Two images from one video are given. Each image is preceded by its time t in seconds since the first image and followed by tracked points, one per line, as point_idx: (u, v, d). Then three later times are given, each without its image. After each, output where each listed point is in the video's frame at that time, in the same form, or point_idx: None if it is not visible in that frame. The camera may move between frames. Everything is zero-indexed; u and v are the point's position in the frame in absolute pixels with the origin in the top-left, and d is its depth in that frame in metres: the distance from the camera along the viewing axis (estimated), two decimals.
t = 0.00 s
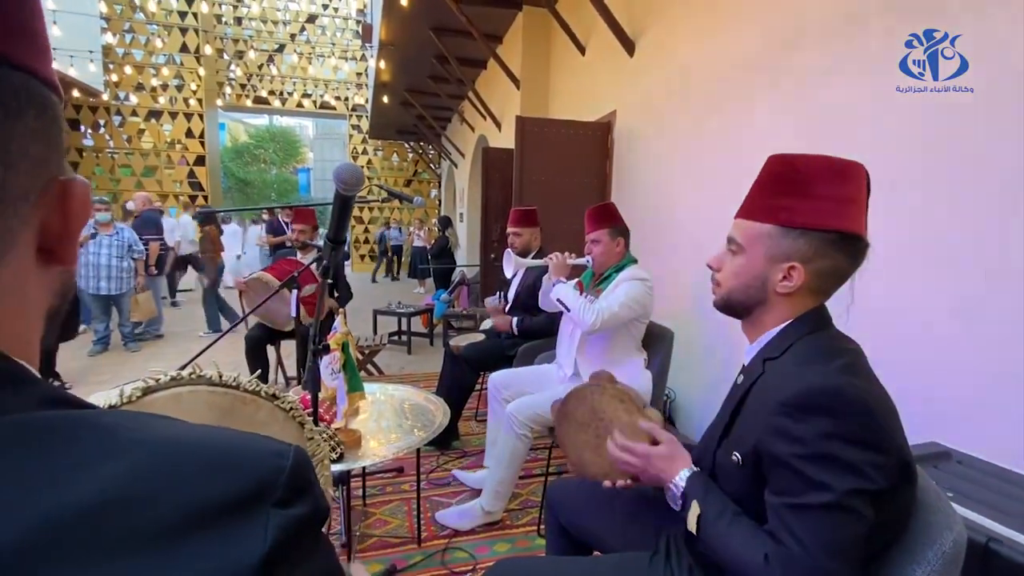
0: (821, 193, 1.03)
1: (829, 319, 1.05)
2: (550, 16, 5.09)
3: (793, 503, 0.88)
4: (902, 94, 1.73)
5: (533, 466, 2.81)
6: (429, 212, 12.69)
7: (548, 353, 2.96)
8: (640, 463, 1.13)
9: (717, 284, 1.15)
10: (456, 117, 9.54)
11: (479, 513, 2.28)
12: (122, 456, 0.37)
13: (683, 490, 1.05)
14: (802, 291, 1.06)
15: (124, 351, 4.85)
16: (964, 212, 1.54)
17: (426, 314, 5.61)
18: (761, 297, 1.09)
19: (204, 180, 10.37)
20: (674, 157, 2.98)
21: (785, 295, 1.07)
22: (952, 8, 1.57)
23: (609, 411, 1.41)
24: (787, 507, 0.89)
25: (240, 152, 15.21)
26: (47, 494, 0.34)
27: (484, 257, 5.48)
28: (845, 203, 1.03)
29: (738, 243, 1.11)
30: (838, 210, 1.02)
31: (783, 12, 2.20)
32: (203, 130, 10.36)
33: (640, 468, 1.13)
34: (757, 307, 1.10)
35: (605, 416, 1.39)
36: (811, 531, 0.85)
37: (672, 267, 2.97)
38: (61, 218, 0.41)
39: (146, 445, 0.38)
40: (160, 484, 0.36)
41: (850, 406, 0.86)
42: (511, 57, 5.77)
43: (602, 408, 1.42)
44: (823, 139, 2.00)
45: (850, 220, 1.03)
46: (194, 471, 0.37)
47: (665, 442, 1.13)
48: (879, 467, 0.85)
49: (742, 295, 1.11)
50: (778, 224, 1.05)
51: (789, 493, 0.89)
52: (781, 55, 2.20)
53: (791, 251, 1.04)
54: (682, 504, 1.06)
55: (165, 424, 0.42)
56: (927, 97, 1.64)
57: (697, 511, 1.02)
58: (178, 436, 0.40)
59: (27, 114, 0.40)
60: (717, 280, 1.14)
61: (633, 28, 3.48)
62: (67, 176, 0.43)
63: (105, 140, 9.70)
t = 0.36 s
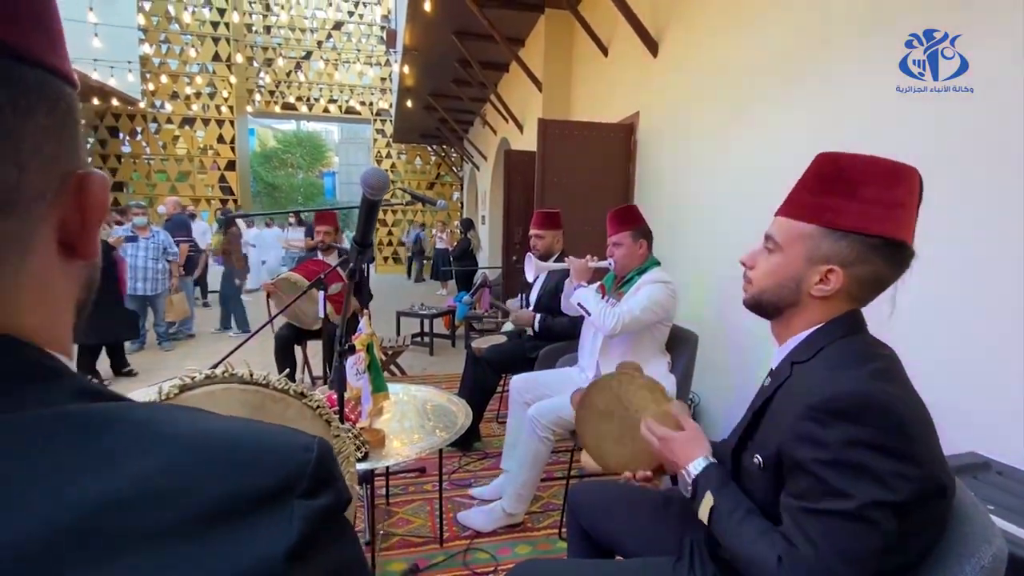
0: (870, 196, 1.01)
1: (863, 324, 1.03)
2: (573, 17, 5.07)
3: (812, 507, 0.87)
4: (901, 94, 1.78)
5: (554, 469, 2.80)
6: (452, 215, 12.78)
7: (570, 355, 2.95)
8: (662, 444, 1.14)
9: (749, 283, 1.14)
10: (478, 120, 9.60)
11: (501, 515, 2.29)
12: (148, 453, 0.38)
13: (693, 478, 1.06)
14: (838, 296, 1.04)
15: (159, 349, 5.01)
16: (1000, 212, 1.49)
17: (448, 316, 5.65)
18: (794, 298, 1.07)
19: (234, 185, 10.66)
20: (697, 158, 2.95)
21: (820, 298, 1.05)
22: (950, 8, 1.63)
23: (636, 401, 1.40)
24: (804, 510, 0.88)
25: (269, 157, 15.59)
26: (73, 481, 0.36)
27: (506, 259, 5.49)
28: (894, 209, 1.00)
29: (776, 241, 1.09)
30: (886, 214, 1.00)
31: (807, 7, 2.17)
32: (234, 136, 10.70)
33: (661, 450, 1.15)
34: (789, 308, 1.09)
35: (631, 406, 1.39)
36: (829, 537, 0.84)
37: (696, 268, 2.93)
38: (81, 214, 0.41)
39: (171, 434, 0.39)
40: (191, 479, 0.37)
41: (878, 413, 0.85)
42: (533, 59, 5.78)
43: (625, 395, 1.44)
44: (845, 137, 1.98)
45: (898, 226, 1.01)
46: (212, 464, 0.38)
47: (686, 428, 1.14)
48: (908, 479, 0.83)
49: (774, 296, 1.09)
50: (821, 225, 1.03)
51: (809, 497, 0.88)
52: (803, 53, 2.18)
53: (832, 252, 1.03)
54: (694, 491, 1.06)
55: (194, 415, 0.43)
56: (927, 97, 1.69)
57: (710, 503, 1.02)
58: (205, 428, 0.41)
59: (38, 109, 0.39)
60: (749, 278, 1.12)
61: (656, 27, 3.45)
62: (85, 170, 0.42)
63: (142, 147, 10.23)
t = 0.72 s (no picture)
0: (941, 211, 0.98)
1: (922, 340, 1.01)
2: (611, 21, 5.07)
3: (872, 527, 0.85)
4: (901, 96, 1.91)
5: (592, 475, 2.79)
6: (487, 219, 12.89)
7: (608, 361, 2.94)
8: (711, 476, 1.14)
9: (804, 292, 1.11)
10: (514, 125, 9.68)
11: (538, 520, 2.29)
12: (276, 445, 0.38)
13: (746, 509, 1.04)
14: (898, 311, 1.01)
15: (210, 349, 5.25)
16: None
17: (484, 319, 5.68)
18: (851, 311, 1.05)
19: (281, 192, 11.04)
20: (741, 160, 2.89)
21: (879, 313, 1.02)
22: (948, 12, 1.75)
23: (680, 417, 1.47)
24: (865, 531, 0.86)
25: (312, 165, 16.16)
26: (205, 472, 0.35)
27: (542, 263, 5.50)
28: (967, 226, 0.97)
29: (836, 251, 1.07)
30: (958, 230, 0.97)
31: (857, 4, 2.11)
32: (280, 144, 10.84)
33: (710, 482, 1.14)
34: (844, 321, 1.06)
35: (676, 422, 1.46)
36: (894, 560, 0.83)
37: (739, 274, 2.88)
38: (224, 247, 0.42)
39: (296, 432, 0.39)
40: (302, 471, 0.37)
41: (944, 432, 0.84)
42: (570, 64, 5.81)
43: (671, 413, 1.49)
44: (898, 137, 1.92)
45: (970, 244, 0.97)
46: (339, 455, 0.38)
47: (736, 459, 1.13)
48: (973, 498, 0.83)
49: (830, 307, 1.07)
50: (887, 237, 1.01)
51: (870, 517, 0.86)
52: (850, 51, 2.12)
53: (896, 266, 1.00)
54: (746, 524, 1.04)
55: (296, 411, 0.43)
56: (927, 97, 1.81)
57: (762, 533, 1.00)
58: (318, 423, 0.41)
59: (205, 164, 0.39)
60: (804, 287, 1.10)
61: (696, 28, 3.41)
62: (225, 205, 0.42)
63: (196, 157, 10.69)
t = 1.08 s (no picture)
0: None
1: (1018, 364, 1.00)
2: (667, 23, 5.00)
3: (953, 551, 0.87)
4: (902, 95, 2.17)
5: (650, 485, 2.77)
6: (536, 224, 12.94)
7: (666, 371, 2.91)
8: (769, 462, 1.14)
9: (888, 311, 1.10)
10: (565, 130, 9.69)
11: (595, 528, 2.29)
12: (420, 459, 0.43)
13: (812, 501, 1.08)
14: (992, 332, 1.01)
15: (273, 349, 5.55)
16: None
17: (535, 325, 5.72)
18: (941, 331, 1.04)
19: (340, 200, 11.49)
20: (805, 166, 2.81)
21: (973, 333, 1.02)
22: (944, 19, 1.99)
23: (747, 411, 1.48)
24: (944, 553, 0.88)
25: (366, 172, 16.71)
26: (367, 481, 0.41)
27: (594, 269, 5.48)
28: None
29: (924, 270, 1.06)
30: None
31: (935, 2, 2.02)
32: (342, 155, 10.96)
33: (768, 467, 1.15)
34: (933, 341, 1.05)
35: (744, 415, 1.46)
36: None
37: (805, 285, 2.77)
38: (369, 287, 0.51)
39: (431, 447, 0.45)
40: (446, 482, 0.43)
41: None
42: (624, 68, 5.77)
43: (740, 409, 1.49)
44: (981, 140, 1.82)
45: None
46: (472, 468, 0.44)
47: (800, 449, 1.15)
48: None
49: (917, 327, 1.06)
50: (978, 256, 1.01)
51: (950, 540, 0.88)
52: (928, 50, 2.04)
53: (988, 285, 1.00)
54: (811, 513, 1.09)
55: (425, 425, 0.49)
56: (927, 96, 2.04)
57: (828, 529, 1.05)
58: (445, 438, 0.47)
59: (366, 219, 0.47)
60: (890, 305, 1.08)
61: (759, 30, 3.33)
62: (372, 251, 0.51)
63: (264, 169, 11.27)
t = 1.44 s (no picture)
0: None
1: None
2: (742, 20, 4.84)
3: None
4: (905, 92, 2.63)
5: (727, 500, 2.70)
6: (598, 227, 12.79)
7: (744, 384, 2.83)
8: (878, 511, 1.20)
9: (1003, 331, 1.09)
10: (630, 132, 9.53)
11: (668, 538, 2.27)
12: (561, 456, 0.52)
13: (929, 551, 1.12)
14: None
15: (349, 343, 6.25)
16: None
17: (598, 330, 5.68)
18: None
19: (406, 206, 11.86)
20: (896, 168, 2.67)
21: None
22: (946, 23, 2.40)
23: (846, 457, 1.46)
24: None
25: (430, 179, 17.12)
26: (526, 477, 0.50)
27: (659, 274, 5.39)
28: None
29: None
30: None
31: None
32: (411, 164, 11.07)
33: (877, 518, 1.20)
34: None
35: (841, 463, 1.45)
36: None
37: (899, 296, 2.63)
38: (511, 305, 0.60)
39: (573, 447, 0.53)
40: (591, 478, 0.51)
41: None
42: (695, 69, 5.62)
43: (835, 450, 1.49)
44: None
45: None
46: (611, 468, 0.52)
47: (906, 497, 1.19)
48: None
49: None
50: None
51: None
52: None
53: None
54: (929, 565, 1.13)
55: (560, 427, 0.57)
56: (929, 92, 2.46)
57: None
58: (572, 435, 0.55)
59: (512, 244, 0.56)
60: (1003, 326, 1.08)
61: (846, 24, 3.17)
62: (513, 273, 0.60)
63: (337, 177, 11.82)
